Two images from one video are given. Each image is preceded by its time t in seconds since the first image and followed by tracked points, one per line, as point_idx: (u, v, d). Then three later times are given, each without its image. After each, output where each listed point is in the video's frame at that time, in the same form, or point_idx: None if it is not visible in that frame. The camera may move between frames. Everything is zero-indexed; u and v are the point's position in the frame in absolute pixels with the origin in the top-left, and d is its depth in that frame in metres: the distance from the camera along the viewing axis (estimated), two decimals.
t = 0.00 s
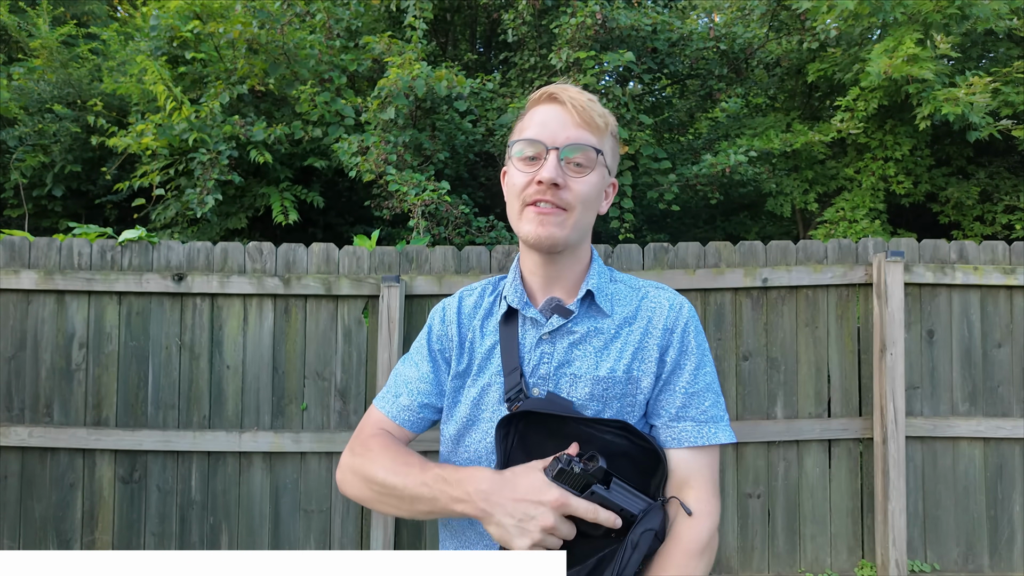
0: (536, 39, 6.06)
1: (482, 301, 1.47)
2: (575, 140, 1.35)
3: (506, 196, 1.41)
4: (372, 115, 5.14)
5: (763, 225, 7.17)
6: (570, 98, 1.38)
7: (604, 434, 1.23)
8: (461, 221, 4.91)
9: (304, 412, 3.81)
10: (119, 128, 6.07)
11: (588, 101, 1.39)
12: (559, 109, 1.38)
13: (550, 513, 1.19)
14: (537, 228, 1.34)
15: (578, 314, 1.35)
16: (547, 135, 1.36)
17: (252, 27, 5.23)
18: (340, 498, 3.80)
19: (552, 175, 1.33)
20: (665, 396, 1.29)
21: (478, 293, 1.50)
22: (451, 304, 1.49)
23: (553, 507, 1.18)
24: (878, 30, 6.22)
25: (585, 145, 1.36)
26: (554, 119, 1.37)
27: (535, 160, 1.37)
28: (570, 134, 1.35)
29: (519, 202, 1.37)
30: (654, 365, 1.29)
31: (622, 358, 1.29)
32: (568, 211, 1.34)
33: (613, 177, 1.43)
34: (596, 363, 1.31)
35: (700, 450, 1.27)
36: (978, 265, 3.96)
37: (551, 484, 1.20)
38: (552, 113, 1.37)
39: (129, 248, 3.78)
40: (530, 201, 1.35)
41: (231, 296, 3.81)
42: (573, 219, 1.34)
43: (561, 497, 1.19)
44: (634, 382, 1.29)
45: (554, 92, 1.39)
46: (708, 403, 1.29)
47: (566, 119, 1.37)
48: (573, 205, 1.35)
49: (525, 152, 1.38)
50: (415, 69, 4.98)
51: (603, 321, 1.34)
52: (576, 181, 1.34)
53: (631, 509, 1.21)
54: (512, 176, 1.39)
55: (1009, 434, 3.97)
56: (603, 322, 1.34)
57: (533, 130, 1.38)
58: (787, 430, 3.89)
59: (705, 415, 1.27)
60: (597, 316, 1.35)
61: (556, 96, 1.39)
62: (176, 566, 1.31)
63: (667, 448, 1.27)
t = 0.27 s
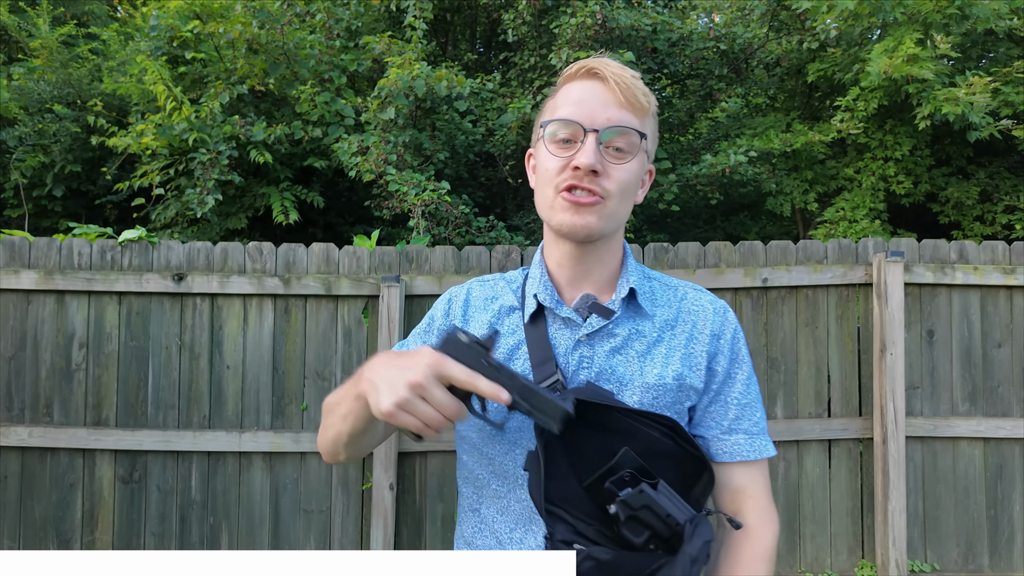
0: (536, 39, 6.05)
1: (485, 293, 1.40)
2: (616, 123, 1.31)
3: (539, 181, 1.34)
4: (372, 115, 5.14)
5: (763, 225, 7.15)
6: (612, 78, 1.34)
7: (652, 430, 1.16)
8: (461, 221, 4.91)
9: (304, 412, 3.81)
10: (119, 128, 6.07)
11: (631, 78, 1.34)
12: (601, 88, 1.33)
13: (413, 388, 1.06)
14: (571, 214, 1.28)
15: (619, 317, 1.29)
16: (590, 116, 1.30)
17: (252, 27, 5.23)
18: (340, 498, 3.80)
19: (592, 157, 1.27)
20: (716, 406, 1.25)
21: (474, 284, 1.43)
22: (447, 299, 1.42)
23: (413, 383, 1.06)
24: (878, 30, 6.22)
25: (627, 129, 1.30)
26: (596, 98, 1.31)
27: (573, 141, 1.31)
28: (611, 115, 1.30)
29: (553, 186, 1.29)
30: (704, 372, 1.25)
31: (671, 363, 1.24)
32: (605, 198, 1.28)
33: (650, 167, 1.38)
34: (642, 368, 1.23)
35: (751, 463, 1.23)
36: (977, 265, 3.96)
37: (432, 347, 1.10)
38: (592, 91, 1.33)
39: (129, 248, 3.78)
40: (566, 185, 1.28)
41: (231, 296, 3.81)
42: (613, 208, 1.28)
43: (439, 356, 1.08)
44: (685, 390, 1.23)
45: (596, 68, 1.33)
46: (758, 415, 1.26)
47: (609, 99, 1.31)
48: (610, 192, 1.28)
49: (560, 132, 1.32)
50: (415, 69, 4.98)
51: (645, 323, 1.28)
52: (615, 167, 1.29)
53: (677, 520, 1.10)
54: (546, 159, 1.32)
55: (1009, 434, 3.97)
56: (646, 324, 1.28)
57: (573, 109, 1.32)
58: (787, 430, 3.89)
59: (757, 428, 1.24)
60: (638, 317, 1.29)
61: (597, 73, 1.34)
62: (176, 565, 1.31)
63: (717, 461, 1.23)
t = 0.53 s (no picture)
0: (536, 39, 6.05)
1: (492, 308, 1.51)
2: (657, 131, 1.45)
3: (575, 181, 1.47)
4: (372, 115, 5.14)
5: (762, 225, 7.13)
6: (658, 80, 1.47)
7: (682, 449, 1.29)
8: (461, 221, 4.91)
9: (304, 412, 3.81)
10: (119, 128, 6.06)
11: (674, 82, 1.48)
12: (645, 92, 1.47)
13: (379, 317, 1.23)
14: (607, 220, 1.42)
15: (646, 330, 1.43)
16: (632, 122, 1.44)
17: (252, 27, 5.23)
18: (340, 498, 3.80)
19: (632, 167, 1.41)
20: (736, 417, 1.44)
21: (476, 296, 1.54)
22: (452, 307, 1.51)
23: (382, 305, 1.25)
24: (878, 30, 6.21)
25: (663, 137, 1.46)
26: (639, 102, 1.45)
27: (614, 145, 1.45)
28: (655, 121, 1.45)
29: (593, 190, 1.43)
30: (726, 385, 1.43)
31: (699, 374, 1.40)
32: (640, 207, 1.43)
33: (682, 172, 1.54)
34: (669, 382, 1.38)
35: (762, 473, 1.46)
36: (978, 265, 3.96)
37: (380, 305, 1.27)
38: (637, 94, 1.46)
39: (129, 248, 3.78)
40: (605, 192, 1.41)
41: (231, 296, 3.81)
42: (642, 219, 1.43)
43: (425, 309, 1.20)
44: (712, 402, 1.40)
45: (643, 66, 1.47)
46: (770, 426, 1.48)
47: (651, 104, 1.45)
48: (645, 201, 1.43)
49: (604, 135, 1.46)
50: (415, 69, 4.98)
51: (671, 333, 1.44)
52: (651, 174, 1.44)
53: (706, 537, 1.24)
54: (585, 161, 1.46)
55: (1009, 434, 3.97)
56: (671, 334, 1.44)
57: (616, 111, 1.45)
58: (787, 430, 3.89)
59: (769, 438, 1.46)
60: (663, 328, 1.45)
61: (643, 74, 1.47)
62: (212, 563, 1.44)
63: (735, 472, 1.45)
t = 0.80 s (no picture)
0: (536, 38, 6.05)
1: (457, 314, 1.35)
2: (634, 143, 1.35)
3: (544, 191, 1.37)
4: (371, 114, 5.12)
5: (763, 225, 7.12)
6: (638, 84, 1.34)
7: (659, 446, 1.30)
8: (461, 221, 4.90)
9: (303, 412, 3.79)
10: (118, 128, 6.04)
11: (654, 85, 1.36)
12: (623, 99, 1.34)
13: (386, 331, 1.04)
14: (577, 240, 1.35)
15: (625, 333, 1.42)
16: (607, 132, 1.33)
17: (252, 26, 5.22)
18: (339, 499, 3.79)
19: (606, 184, 1.32)
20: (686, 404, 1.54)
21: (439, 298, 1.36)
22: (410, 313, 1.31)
23: (390, 315, 1.06)
24: (879, 29, 6.19)
25: (639, 149, 1.36)
26: (615, 111, 1.33)
27: (587, 156, 1.35)
28: (632, 132, 1.34)
29: (563, 206, 1.35)
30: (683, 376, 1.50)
31: (669, 371, 1.44)
32: (612, 226, 1.36)
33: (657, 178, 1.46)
34: (647, 382, 1.40)
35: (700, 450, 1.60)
36: (979, 265, 3.95)
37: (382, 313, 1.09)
38: (615, 99, 1.33)
39: (128, 248, 3.77)
40: (577, 210, 1.33)
41: (229, 296, 3.80)
42: (611, 236, 1.37)
43: (448, 318, 1.06)
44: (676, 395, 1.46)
45: (622, 68, 1.33)
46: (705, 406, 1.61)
47: (629, 112, 1.34)
48: (618, 219, 1.36)
49: (576, 146, 1.35)
50: (415, 68, 4.98)
51: (641, 333, 1.45)
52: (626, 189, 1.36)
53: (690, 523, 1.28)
54: (555, 173, 1.35)
55: (1010, 434, 3.96)
56: (642, 334, 1.45)
57: (589, 120, 1.33)
58: (788, 430, 3.88)
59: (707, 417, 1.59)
60: (634, 328, 1.46)
61: (621, 75, 1.34)
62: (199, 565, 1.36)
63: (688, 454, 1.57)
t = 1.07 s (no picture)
0: (536, 38, 6.05)
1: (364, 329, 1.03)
2: (549, 150, 1.07)
3: (445, 222, 1.05)
4: (371, 114, 5.12)
5: (763, 224, 7.10)
6: (544, 84, 1.05)
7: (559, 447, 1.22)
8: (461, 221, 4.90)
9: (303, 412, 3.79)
10: (118, 128, 6.04)
11: (558, 83, 1.07)
12: (527, 104, 1.04)
13: (386, 401, 0.76)
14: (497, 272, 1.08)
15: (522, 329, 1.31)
16: (515, 145, 1.04)
17: (252, 26, 5.22)
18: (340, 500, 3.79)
19: (527, 204, 1.05)
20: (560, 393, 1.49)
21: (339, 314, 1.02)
22: (297, 341, 0.96)
23: (392, 375, 0.76)
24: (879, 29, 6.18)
25: (552, 157, 1.08)
26: (520, 119, 1.04)
27: (498, 172, 1.04)
28: (545, 138, 1.06)
29: (475, 237, 1.05)
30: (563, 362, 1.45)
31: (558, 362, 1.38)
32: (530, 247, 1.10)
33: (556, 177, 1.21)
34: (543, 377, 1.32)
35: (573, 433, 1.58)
36: (979, 265, 3.95)
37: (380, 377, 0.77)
38: (518, 104, 1.03)
39: (128, 248, 3.76)
40: (497, 237, 1.06)
41: (229, 296, 3.79)
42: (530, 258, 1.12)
43: (470, 382, 0.79)
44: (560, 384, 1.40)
45: (522, 71, 1.02)
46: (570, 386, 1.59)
47: (536, 117, 1.05)
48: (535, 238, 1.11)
49: (483, 164, 1.03)
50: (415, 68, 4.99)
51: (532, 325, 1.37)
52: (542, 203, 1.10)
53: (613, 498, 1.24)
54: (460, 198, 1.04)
55: (1011, 434, 3.95)
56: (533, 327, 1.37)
57: (492, 134, 1.03)
58: (788, 431, 3.88)
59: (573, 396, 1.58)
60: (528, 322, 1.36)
61: (521, 76, 1.03)
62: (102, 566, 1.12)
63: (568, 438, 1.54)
